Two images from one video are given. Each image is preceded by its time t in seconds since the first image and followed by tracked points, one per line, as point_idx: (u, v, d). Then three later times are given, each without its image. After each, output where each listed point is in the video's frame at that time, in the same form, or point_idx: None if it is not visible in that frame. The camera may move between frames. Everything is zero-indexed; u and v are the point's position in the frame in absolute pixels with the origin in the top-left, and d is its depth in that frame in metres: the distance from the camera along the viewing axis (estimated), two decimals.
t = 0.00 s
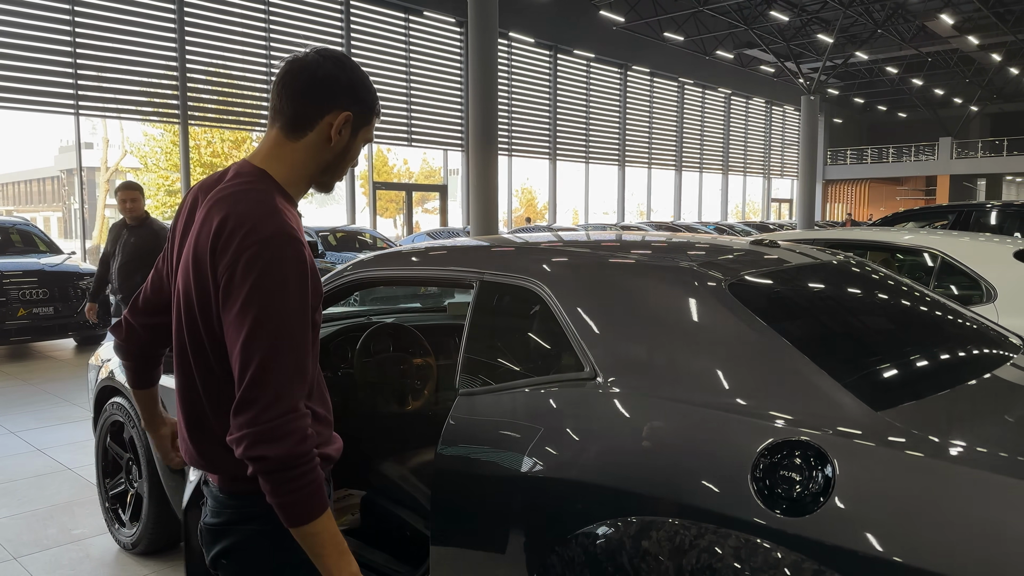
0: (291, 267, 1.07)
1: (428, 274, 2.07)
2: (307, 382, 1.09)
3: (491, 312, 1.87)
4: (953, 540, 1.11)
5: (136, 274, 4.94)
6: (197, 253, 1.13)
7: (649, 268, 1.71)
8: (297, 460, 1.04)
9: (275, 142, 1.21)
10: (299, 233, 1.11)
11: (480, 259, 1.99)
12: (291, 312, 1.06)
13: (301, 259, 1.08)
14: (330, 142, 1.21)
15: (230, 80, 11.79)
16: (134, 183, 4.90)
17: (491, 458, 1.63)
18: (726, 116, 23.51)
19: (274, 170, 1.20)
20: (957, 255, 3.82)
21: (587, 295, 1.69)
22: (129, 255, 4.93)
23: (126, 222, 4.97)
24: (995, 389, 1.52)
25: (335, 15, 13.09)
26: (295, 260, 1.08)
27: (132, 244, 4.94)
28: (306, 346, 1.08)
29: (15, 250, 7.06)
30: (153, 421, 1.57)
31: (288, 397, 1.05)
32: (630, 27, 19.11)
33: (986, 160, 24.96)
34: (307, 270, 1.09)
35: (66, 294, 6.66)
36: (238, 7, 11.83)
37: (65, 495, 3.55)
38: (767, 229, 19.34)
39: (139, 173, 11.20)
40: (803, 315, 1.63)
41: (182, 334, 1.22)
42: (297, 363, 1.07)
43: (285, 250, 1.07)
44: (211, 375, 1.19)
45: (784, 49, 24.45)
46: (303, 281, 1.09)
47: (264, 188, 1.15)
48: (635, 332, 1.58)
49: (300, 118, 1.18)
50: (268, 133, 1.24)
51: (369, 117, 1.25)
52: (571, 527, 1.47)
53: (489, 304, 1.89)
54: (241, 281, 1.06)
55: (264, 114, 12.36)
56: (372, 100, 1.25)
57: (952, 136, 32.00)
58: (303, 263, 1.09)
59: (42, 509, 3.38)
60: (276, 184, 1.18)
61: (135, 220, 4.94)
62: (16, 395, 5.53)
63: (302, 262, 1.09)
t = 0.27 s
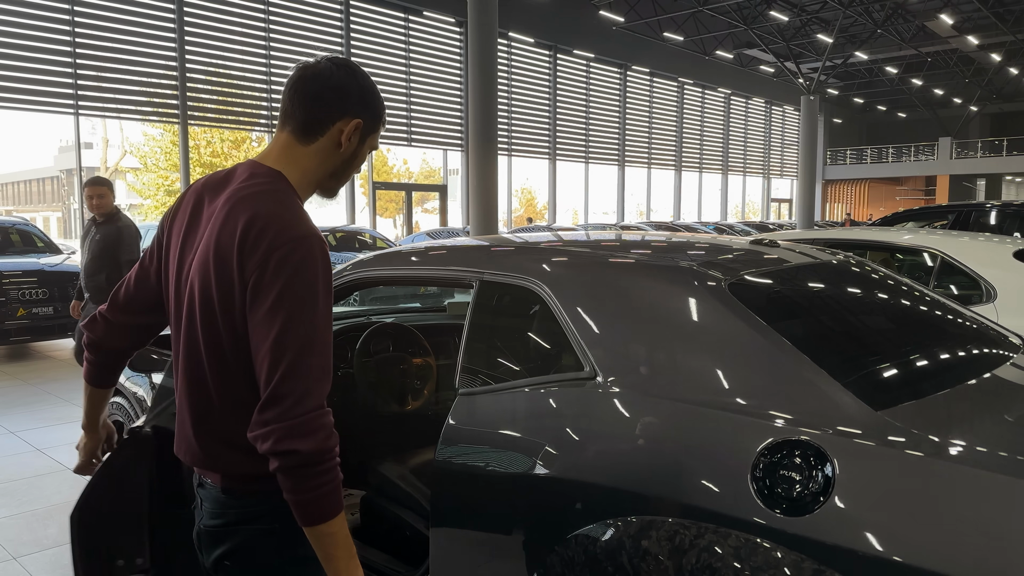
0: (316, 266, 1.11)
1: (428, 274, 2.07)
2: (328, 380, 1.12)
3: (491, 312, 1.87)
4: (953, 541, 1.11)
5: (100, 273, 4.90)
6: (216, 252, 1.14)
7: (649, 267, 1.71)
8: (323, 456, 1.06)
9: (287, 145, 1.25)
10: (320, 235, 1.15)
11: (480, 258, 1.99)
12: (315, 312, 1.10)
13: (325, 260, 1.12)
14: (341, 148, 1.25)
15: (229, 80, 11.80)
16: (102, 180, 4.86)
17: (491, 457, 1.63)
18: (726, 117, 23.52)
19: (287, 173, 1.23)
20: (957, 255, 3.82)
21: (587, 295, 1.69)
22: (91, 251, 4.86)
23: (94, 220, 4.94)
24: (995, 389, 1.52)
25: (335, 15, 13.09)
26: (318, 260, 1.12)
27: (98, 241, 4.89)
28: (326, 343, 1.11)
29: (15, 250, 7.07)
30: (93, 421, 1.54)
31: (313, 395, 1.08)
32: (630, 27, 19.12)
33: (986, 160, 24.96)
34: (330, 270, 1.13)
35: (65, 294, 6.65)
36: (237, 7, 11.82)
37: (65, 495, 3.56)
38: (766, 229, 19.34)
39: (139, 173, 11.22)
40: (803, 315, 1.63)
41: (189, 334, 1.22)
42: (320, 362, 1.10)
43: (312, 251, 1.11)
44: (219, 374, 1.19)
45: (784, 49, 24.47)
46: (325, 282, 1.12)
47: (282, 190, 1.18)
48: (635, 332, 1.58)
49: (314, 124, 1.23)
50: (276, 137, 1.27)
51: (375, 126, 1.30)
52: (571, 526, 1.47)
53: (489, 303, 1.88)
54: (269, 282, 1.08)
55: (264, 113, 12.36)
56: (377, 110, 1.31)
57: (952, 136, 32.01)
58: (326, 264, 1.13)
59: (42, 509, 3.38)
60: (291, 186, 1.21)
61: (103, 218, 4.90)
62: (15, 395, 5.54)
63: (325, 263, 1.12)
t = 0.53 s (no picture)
0: (336, 271, 1.17)
1: (427, 273, 2.07)
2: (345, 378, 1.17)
3: (492, 311, 1.88)
4: (954, 542, 1.10)
5: (58, 276, 4.73)
6: (238, 255, 1.16)
7: (648, 267, 1.71)
8: (344, 452, 1.11)
9: (294, 146, 1.26)
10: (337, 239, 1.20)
11: (479, 257, 1.99)
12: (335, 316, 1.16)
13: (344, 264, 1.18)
14: (346, 152, 1.28)
15: (229, 80, 11.81)
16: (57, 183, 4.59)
17: (490, 456, 1.63)
18: (726, 116, 23.51)
19: (296, 175, 1.25)
20: (958, 254, 3.82)
21: (586, 295, 1.69)
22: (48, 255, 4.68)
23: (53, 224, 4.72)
24: (994, 388, 1.52)
25: (334, 14, 13.08)
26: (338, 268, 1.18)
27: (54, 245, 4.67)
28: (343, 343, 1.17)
29: (14, 250, 7.06)
30: (39, 418, 1.44)
31: (336, 392, 1.13)
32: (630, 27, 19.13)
33: (986, 159, 24.95)
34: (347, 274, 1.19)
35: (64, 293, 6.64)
36: (237, 6, 11.82)
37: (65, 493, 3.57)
38: (766, 229, 19.34)
39: (138, 173, 11.23)
40: (802, 315, 1.62)
41: (199, 332, 1.22)
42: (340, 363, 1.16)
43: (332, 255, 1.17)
44: (231, 370, 1.20)
45: (784, 49, 24.48)
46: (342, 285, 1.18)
47: (297, 193, 1.21)
48: (634, 332, 1.58)
49: (320, 126, 1.24)
50: (280, 137, 1.28)
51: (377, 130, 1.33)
52: (571, 525, 1.47)
53: (489, 303, 1.89)
54: (299, 286, 1.14)
55: (263, 113, 12.33)
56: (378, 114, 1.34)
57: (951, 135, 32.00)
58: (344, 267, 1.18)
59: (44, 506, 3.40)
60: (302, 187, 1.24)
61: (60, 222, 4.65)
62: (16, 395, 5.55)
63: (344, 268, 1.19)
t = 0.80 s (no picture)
0: (349, 264, 1.19)
1: (427, 273, 2.07)
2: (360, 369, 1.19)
3: (492, 310, 1.88)
4: (953, 541, 1.10)
5: None
6: (252, 255, 1.18)
7: (648, 266, 1.71)
8: (367, 439, 1.13)
9: (293, 144, 1.28)
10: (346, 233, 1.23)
11: (479, 257, 1.99)
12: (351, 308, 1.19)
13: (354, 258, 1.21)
14: (344, 147, 1.31)
15: (229, 80, 11.80)
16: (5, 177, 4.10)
17: (490, 456, 1.63)
18: (726, 116, 23.50)
19: (298, 172, 1.27)
20: (957, 254, 3.82)
21: (586, 294, 1.69)
22: None
23: None
24: (994, 387, 1.52)
25: (333, 14, 13.07)
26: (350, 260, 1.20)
27: None
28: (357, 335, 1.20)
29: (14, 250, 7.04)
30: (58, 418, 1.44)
31: (353, 383, 1.16)
32: (629, 27, 19.14)
33: (985, 159, 24.93)
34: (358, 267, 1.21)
35: (64, 293, 6.64)
36: (236, 6, 11.81)
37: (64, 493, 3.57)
38: (766, 229, 19.32)
39: (137, 173, 11.21)
40: (801, 314, 1.62)
41: (212, 334, 1.23)
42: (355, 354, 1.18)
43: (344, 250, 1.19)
44: (246, 370, 1.21)
45: (783, 49, 24.49)
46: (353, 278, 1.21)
47: (303, 189, 1.23)
48: (633, 331, 1.58)
49: (319, 122, 1.26)
50: (276, 135, 1.30)
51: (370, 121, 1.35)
52: (571, 525, 1.47)
53: (489, 303, 1.89)
54: (315, 281, 1.16)
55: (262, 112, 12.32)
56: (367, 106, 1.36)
57: (951, 135, 32.01)
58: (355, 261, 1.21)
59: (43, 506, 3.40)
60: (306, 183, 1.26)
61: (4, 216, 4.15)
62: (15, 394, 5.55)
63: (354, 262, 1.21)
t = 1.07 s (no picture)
0: (360, 260, 1.22)
1: (427, 273, 2.07)
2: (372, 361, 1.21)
3: (492, 310, 1.88)
4: (953, 540, 1.10)
5: None
6: (264, 252, 1.20)
7: (647, 266, 1.71)
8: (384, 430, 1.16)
9: (294, 145, 1.29)
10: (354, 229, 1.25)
11: (479, 256, 1.99)
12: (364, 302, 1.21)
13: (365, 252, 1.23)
14: (343, 144, 1.34)
15: (229, 80, 11.80)
16: None
17: (489, 456, 1.62)
18: (726, 116, 23.51)
19: (302, 171, 1.29)
20: (957, 254, 3.82)
21: (586, 293, 1.69)
22: None
23: None
24: (994, 387, 1.52)
25: (333, 13, 13.06)
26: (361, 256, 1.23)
27: None
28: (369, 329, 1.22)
29: (14, 250, 7.03)
30: (89, 411, 1.43)
31: (369, 376, 1.19)
32: (629, 27, 19.14)
33: (985, 159, 24.91)
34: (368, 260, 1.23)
35: (63, 293, 6.64)
36: (235, 5, 11.81)
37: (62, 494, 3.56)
38: (765, 229, 19.32)
39: (137, 173, 11.24)
40: (800, 314, 1.62)
41: (224, 332, 1.23)
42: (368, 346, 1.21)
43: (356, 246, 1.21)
44: (262, 367, 1.22)
45: (783, 48, 24.49)
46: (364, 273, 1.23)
47: (310, 187, 1.25)
48: (633, 331, 1.58)
49: (319, 122, 1.28)
50: (275, 135, 1.31)
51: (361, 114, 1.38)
52: (571, 525, 1.47)
53: (488, 303, 1.89)
54: (326, 276, 1.18)
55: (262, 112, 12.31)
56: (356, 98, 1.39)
57: (951, 135, 32.01)
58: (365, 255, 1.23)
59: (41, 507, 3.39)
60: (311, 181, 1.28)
61: None
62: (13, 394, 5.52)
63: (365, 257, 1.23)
